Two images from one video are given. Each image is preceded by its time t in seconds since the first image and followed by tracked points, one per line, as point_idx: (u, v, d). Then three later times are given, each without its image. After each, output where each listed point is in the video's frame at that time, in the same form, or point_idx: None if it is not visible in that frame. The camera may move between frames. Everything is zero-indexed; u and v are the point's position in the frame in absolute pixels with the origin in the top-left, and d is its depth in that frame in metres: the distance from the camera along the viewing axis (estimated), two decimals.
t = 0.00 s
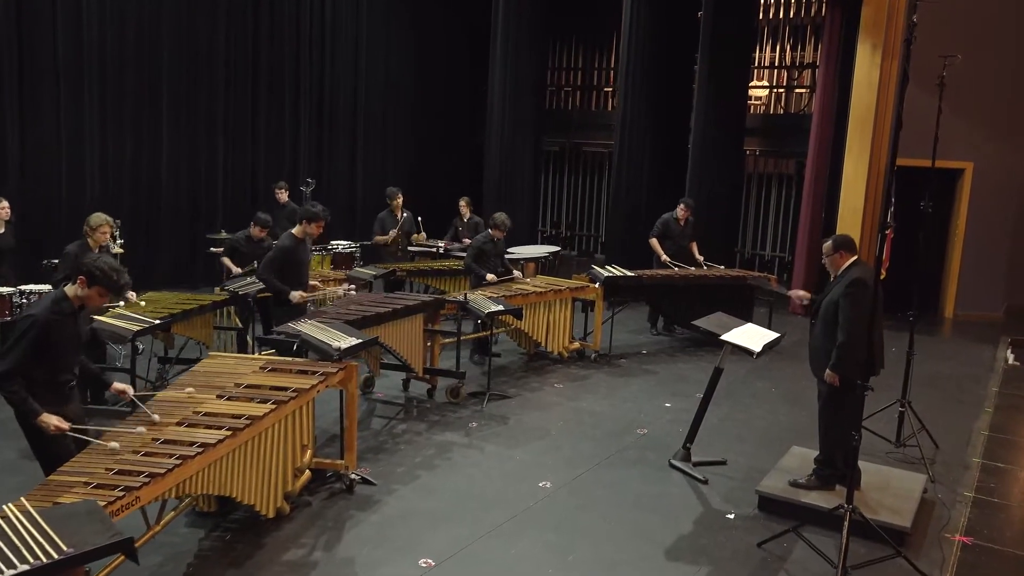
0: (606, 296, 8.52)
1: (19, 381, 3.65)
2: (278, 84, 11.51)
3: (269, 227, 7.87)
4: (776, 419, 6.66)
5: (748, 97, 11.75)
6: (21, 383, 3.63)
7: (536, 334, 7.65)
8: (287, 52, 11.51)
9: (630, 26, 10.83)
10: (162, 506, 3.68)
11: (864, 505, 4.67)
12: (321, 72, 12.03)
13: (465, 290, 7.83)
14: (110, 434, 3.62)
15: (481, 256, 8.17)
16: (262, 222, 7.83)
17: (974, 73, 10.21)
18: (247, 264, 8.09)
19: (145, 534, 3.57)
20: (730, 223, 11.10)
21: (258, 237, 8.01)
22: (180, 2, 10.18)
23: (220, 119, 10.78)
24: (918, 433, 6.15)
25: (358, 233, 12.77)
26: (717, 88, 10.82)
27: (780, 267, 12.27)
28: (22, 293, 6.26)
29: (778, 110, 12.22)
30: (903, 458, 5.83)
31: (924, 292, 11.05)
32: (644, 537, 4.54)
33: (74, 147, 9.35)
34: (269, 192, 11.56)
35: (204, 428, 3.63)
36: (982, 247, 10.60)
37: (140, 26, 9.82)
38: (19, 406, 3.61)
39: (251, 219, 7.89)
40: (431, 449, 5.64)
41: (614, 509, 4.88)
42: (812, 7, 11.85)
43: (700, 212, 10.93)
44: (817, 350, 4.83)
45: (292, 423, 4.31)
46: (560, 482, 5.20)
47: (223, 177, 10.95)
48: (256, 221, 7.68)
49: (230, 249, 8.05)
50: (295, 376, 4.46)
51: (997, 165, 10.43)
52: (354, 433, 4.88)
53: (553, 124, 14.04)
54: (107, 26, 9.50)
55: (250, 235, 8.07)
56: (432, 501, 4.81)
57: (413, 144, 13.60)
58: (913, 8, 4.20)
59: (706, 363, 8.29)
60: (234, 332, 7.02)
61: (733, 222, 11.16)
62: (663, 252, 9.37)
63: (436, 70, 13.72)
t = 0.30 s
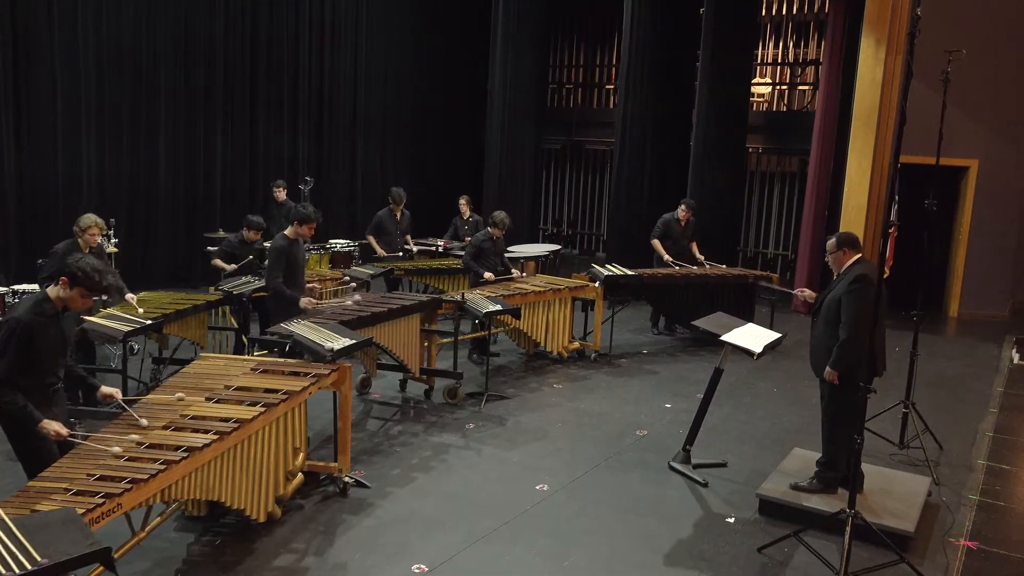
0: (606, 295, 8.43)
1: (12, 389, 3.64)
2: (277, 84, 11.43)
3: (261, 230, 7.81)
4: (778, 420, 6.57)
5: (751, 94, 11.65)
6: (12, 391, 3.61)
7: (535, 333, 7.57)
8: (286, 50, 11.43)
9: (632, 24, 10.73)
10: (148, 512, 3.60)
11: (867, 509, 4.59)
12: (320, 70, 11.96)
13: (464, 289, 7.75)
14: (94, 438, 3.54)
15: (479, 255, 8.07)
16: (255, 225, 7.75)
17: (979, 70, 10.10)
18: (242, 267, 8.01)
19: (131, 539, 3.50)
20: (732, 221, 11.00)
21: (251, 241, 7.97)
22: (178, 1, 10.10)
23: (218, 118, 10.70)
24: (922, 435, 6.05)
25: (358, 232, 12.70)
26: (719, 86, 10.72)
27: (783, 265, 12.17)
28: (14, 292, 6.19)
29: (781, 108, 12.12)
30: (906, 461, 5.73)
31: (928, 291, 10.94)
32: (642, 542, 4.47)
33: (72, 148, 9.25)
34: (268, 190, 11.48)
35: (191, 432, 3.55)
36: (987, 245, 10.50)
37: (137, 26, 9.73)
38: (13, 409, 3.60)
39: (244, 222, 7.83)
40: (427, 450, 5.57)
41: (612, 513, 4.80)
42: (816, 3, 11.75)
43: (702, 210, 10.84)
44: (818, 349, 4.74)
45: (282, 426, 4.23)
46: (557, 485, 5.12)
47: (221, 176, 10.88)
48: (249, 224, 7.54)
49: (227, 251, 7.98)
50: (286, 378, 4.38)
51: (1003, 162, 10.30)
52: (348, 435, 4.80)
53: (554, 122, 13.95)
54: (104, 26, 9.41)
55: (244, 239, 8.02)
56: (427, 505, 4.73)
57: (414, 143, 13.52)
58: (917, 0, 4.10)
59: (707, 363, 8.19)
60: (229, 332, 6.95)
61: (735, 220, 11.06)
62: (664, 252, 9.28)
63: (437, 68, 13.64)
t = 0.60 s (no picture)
0: (608, 294, 8.34)
1: None
2: (278, 83, 11.37)
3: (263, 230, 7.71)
4: (782, 422, 6.47)
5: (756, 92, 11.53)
6: None
7: (536, 333, 7.49)
8: (287, 49, 11.38)
9: (635, 22, 10.64)
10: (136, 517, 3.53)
11: (872, 514, 4.49)
12: (322, 68, 11.91)
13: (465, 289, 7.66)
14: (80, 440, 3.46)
15: (481, 254, 7.98)
16: (257, 225, 7.67)
17: (987, 66, 9.96)
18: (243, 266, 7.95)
19: (118, 544, 3.43)
20: (737, 219, 10.90)
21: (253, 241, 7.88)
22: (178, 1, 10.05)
23: (219, 117, 10.64)
24: (929, 438, 5.94)
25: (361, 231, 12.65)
26: (723, 83, 10.61)
27: (789, 264, 12.05)
28: (8, 291, 6.14)
29: (787, 105, 11.99)
30: (913, 464, 5.62)
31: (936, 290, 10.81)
32: (641, 547, 4.38)
33: (71, 149, 9.22)
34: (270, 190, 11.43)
35: (180, 435, 3.47)
36: (995, 244, 10.37)
37: (137, 26, 9.67)
38: None
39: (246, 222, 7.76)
40: (425, 453, 5.49)
41: (612, 517, 4.71)
42: None
43: (706, 209, 10.74)
44: (821, 350, 4.64)
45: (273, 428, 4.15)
46: (557, 488, 5.03)
47: (222, 175, 10.83)
48: (251, 225, 7.46)
49: (227, 250, 7.91)
50: (280, 380, 4.31)
51: (1012, 160, 10.15)
52: (343, 438, 4.71)
53: (558, 120, 13.86)
54: (104, 27, 9.36)
55: (246, 239, 7.94)
56: (423, 509, 4.65)
57: (417, 142, 13.45)
58: None
59: (711, 363, 8.09)
60: (226, 333, 6.87)
61: (740, 219, 10.96)
62: (668, 251, 9.19)
63: (440, 66, 13.56)
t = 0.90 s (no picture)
0: (611, 293, 8.23)
1: None
2: (279, 82, 11.32)
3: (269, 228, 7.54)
4: (787, 424, 6.36)
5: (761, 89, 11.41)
6: None
7: (537, 333, 7.40)
8: (289, 46, 11.31)
9: (639, 17, 10.52)
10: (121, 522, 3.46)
11: (877, 519, 4.39)
12: (324, 65, 11.84)
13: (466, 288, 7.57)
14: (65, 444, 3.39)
15: (483, 252, 7.88)
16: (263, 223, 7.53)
17: (996, 62, 9.81)
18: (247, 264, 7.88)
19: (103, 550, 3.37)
20: (743, 219, 10.82)
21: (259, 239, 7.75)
22: None
23: (220, 115, 10.58)
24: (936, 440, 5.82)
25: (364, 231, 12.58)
26: (728, 78, 10.47)
27: (796, 262, 11.93)
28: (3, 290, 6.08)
29: (794, 102, 11.87)
30: (920, 467, 5.51)
31: (944, 289, 10.67)
32: (641, 552, 4.28)
33: (71, 148, 9.16)
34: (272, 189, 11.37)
35: (166, 440, 3.39)
36: (1005, 242, 10.22)
37: (137, 26, 9.62)
38: None
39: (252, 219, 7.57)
40: (423, 455, 5.41)
41: (612, 522, 4.62)
42: None
43: (710, 207, 10.63)
44: (823, 352, 4.55)
45: (264, 431, 4.08)
46: (556, 492, 4.94)
47: (224, 173, 10.77)
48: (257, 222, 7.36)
49: (228, 250, 7.83)
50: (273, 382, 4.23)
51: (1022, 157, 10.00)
52: (337, 440, 4.64)
53: (563, 118, 13.76)
54: (104, 27, 9.31)
55: (252, 236, 7.87)
56: (419, 513, 4.57)
57: (420, 140, 13.36)
58: None
59: (716, 364, 7.99)
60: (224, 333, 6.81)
61: (746, 217, 10.84)
62: (672, 249, 9.09)
63: (443, 64, 13.47)
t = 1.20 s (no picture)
0: (623, 293, 8.12)
1: None
2: (291, 80, 11.29)
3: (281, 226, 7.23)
4: (800, 427, 6.24)
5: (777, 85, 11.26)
6: None
7: (547, 333, 7.31)
8: (301, 44, 11.28)
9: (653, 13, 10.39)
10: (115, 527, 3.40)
11: (891, 526, 4.27)
12: (336, 62, 11.81)
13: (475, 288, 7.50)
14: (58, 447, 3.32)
15: (492, 251, 7.79)
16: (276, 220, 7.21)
17: (1018, 57, 9.61)
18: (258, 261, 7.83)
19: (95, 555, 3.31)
20: (759, 217, 10.68)
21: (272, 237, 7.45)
22: None
23: (230, 112, 10.56)
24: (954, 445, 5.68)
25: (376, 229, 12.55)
26: (744, 73, 10.31)
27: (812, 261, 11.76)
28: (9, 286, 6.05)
29: (810, 99, 11.70)
30: (937, 472, 5.38)
31: (963, 290, 10.48)
32: (648, 559, 4.18)
33: (81, 145, 9.17)
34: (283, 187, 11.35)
35: (160, 443, 3.33)
36: None
37: (148, 21, 9.62)
38: None
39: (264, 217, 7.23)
40: (429, 457, 5.33)
41: (619, 527, 4.52)
42: None
43: (725, 205, 10.49)
44: (832, 354, 4.44)
45: (263, 434, 4.01)
46: (562, 496, 4.85)
47: (235, 169, 10.77)
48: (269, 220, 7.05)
49: (241, 247, 7.78)
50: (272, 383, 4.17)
51: None
52: (340, 443, 4.56)
53: (576, 115, 13.66)
54: (115, 23, 9.33)
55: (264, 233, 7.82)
56: (423, 517, 4.48)
57: (432, 137, 13.28)
58: None
59: (729, 365, 7.86)
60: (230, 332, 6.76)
61: (761, 215, 10.69)
62: (685, 248, 8.97)
63: (456, 61, 13.40)
